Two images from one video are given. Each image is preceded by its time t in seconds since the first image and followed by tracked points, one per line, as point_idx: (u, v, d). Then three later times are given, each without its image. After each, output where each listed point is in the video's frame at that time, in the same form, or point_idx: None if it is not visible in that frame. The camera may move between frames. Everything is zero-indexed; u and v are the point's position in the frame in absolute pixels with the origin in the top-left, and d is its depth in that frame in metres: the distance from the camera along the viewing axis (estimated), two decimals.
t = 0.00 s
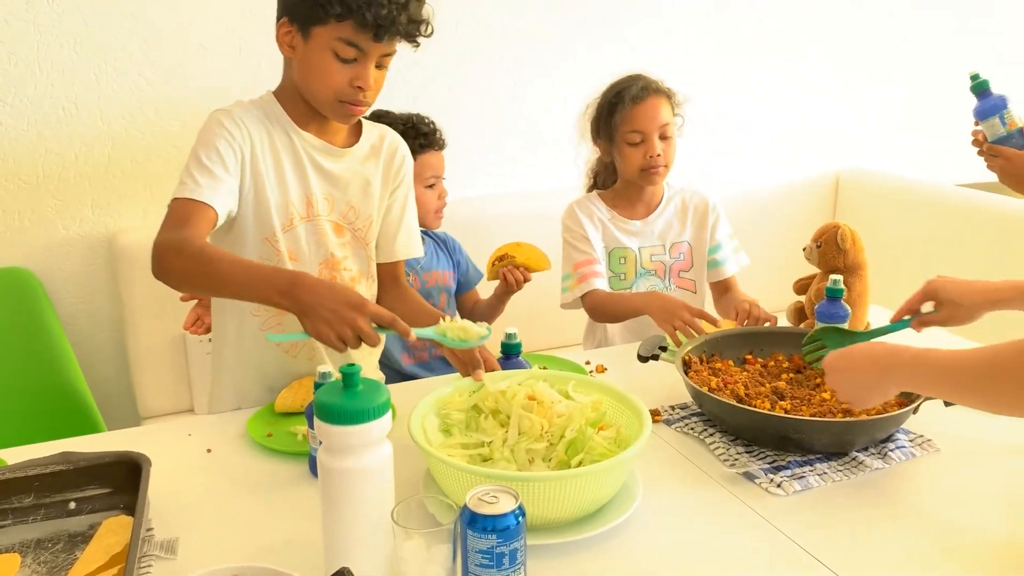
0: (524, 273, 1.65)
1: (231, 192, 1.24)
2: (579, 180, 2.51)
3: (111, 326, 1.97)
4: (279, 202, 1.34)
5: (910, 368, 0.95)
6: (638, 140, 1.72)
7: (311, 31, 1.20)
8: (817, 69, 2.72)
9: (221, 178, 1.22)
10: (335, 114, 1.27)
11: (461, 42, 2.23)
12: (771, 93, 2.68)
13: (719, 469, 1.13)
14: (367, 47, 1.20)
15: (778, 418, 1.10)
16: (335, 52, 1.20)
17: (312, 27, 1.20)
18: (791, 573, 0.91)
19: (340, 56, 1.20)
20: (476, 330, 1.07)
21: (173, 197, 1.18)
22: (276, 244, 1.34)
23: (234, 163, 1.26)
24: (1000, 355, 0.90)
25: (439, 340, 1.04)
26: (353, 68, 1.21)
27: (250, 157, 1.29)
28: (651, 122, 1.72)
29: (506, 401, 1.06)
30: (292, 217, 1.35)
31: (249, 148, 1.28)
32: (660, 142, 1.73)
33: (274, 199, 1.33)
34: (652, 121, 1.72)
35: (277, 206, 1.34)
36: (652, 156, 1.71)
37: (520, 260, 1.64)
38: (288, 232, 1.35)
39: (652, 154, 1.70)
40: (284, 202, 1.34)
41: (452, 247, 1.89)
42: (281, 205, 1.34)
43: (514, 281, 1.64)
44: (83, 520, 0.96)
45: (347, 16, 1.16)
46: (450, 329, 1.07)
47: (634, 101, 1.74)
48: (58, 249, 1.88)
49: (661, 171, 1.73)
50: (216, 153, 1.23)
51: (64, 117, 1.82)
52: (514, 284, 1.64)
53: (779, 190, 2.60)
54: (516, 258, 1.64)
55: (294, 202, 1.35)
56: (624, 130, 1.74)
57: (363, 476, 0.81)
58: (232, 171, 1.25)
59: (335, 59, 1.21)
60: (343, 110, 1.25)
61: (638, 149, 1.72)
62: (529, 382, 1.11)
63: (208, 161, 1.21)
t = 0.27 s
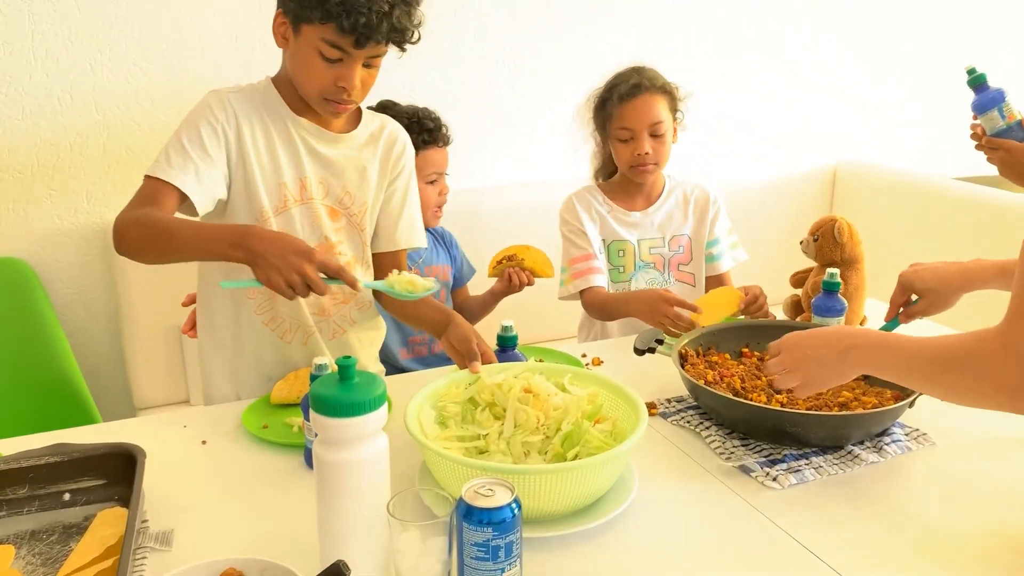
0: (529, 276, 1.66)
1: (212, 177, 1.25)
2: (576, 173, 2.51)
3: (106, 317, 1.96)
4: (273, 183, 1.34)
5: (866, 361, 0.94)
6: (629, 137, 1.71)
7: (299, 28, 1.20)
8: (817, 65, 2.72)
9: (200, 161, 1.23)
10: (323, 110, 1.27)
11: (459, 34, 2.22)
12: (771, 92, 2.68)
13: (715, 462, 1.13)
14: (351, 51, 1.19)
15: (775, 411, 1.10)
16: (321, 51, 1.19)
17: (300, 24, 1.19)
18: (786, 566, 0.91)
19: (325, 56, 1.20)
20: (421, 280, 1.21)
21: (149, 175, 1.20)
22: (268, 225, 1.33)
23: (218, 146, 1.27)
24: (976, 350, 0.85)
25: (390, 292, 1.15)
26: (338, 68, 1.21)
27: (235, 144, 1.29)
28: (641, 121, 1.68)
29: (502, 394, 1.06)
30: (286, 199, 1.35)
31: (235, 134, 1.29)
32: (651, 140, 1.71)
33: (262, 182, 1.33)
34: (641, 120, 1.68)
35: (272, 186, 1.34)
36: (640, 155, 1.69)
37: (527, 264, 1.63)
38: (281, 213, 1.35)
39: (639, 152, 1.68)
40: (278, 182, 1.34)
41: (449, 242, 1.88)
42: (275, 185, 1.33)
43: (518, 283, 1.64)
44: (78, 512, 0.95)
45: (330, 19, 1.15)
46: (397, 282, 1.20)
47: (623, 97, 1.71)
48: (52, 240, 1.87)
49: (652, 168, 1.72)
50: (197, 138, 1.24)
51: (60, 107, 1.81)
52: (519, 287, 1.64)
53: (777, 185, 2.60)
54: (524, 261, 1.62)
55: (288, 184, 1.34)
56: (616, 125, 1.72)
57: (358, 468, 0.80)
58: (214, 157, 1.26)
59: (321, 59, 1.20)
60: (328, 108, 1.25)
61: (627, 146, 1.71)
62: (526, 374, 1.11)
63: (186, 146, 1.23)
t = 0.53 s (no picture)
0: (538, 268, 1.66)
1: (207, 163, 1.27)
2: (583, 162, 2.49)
3: (113, 303, 1.96)
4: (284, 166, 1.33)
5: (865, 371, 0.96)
6: (631, 127, 1.65)
7: (310, 16, 1.19)
8: (824, 57, 2.70)
9: (194, 147, 1.26)
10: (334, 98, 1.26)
11: (466, 21, 2.21)
12: (771, 93, 2.67)
13: (724, 453, 1.12)
14: (355, 41, 1.17)
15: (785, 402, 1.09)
16: (327, 41, 1.19)
17: (311, 13, 1.19)
18: (796, 557, 0.91)
19: (332, 45, 1.19)
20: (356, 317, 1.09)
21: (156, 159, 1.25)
22: (275, 208, 1.34)
23: (219, 132, 1.28)
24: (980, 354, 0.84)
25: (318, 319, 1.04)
26: (344, 58, 1.20)
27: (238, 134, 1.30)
28: (646, 112, 1.62)
29: (511, 383, 1.06)
30: (295, 182, 1.34)
31: (240, 121, 1.29)
32: (654, 133, 1.63)
33: (268, 166, 1.33)
34: (646, 112, 1.62)
35: (282, 168, 1.33)
36: (641, 146, 1.62)
37: (536, 255, 1.62)
38: (290, 196, 1.35)
39: (639, 144, 1.62)
40: (288, 165, 1.33)
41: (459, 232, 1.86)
42: (285, 168, 1.33)
43: (528, 275, 1.64)
44: (86, 496, 0.96)
45: (334, 9, 1.14)
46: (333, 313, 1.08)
47: (627, 88, 1.65)
48: (59, 226, 1.87)
49: (654, 162, 1.65)
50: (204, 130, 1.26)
51: (66, 93, 1.81)
52: (529, 279, 1.63)
53: (786, 176, 2.58)
54: (534, 253, 1.62)
55: (298, 167, 1.34)
56: (619, 115, 1.66)
57: (368, 456, 0.80)
58: (215, 150, 1.28)
59: (329, 48, 1.19)
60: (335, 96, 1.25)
61: (629, 137, 1.65)
62: (535, 364, 1.10)
63: (190, 138, 1.26)
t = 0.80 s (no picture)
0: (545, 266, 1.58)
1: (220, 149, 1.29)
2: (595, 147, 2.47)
3: (125, 284, 1.96)
4: (300, 149, 1.33)
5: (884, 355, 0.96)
6: (643, 114, 1.63)
7: None
8: (842, 44, 2.66)
9: (207, 131, 1.28)
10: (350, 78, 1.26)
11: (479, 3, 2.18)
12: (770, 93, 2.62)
13: (739, 442, 1.11)
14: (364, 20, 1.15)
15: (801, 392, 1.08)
16: (338, 20, 1.18)
17: None
18: (812, 548, 0.90)
19: (343, 25, 1.18)
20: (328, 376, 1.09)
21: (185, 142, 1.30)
22: (287, 190, 1.34)
23: (232, 115, 1.29)
24: (1011, 352, 0.87)
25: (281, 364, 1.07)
26: (355, 37, 1.18)
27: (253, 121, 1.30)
28: (656, 99, 1.60)
29: (525, 368, 1.05)
30: (311, 164, 1.34)
31: (255, 107, 1.29)
32: (665, 121, 1.62)
33: (281, 149, 1.33)
34: (657, 98, 1.60)
35: (297, 150, 1.33)
36: (651, 134, 1.61)
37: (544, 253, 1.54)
38: (305, 178, 1.34)
39: (650, 132, 1.60)
40: (304, 148, 1.33)
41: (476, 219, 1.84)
42: (301, 150, 1.33)
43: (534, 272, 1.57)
44: (100, 476, 0.95)
45: None
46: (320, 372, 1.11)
47: (640, 74, 1.64)
48: (71, 206, 1.86)
49: (664, 150, 1.63)
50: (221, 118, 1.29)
51: (79, 72, 1.80)
52: (534, 276, 1.57)
53: (802, 164, 2.54)
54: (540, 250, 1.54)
55: (314, 149, 1.33)
56: (632, 101, 1.64)
57: (383, 440, 0.80)
58: (226, 133, 1.29)
59: (341, 27, 1.18)
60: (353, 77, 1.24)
61: (640, 123, 1.63)
62: (549, 349, 1.09)
63: (207, 126, 1.29)
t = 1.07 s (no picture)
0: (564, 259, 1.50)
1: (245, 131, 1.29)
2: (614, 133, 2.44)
3: (140, 265, 1.95)
4: (322, 130, 1.31)
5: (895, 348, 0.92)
6: (661, 93, 1.59)
7: None
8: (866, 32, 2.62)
9: (228, 111, 1.27)
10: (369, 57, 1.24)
11: None
12: (772, 91, 2.57)
13: (761, 433, 1.10)
14: None
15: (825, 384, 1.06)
16: None
17: None
18: (835, 542, 0.88)
19: None
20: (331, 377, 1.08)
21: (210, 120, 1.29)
22: (306, 173, 1.32)
23: (253, 97, 1.28)
24: None
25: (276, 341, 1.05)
26: (373, 13, 1.17)
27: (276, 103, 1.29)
28: (674, 75, 1.56)
29: (545, 356, 1.03)
30: (332, 147, 1.32)
31: (277, 89, 1.28)
32: (684, 99, 1.57)
33: (302, 132, 1.31)
34: (674, 74, 1.56)
35: (319, 132, 1.32)
36: (669, 113, 1.57)
37: (562, 249, 1.45)
38: (327, 160, 1.33)
39: (668, 109, 1.56)
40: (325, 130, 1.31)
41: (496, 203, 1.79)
42: (324, 132, 1.31)
43: (551, 267, 1.50)
44: (116, 458, 0.95)
45: None
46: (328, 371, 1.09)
47: (660, 52, 1.61)
48: (87, 185, 1.86)
49: (683, 131, 1.58)
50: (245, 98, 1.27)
51: (96, 51, 1.79)
52: (551, 271, 1.50)
53: (823, 153, 2.50)
54: (560, 247, 1.45)
55: (336, 131, 1.32)
56: (651, 79, 1.61)
57: (403, 426, 0.79)
58: (246, 114, 1.28)
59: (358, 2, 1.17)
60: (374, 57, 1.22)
61: (659, 103, 1.59)
62: (569, 337, 1.07)
63: (230, 106, 1.28)
